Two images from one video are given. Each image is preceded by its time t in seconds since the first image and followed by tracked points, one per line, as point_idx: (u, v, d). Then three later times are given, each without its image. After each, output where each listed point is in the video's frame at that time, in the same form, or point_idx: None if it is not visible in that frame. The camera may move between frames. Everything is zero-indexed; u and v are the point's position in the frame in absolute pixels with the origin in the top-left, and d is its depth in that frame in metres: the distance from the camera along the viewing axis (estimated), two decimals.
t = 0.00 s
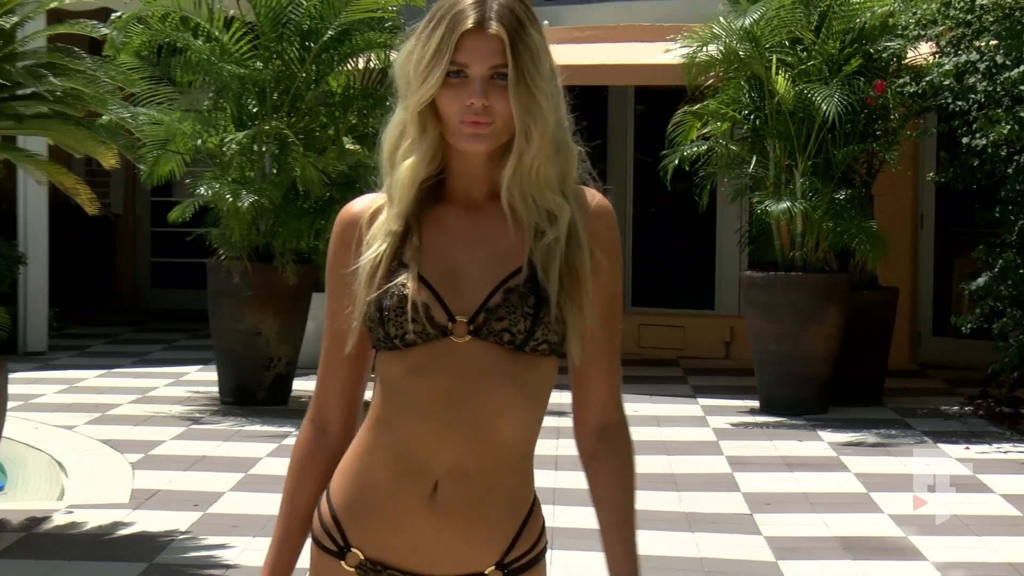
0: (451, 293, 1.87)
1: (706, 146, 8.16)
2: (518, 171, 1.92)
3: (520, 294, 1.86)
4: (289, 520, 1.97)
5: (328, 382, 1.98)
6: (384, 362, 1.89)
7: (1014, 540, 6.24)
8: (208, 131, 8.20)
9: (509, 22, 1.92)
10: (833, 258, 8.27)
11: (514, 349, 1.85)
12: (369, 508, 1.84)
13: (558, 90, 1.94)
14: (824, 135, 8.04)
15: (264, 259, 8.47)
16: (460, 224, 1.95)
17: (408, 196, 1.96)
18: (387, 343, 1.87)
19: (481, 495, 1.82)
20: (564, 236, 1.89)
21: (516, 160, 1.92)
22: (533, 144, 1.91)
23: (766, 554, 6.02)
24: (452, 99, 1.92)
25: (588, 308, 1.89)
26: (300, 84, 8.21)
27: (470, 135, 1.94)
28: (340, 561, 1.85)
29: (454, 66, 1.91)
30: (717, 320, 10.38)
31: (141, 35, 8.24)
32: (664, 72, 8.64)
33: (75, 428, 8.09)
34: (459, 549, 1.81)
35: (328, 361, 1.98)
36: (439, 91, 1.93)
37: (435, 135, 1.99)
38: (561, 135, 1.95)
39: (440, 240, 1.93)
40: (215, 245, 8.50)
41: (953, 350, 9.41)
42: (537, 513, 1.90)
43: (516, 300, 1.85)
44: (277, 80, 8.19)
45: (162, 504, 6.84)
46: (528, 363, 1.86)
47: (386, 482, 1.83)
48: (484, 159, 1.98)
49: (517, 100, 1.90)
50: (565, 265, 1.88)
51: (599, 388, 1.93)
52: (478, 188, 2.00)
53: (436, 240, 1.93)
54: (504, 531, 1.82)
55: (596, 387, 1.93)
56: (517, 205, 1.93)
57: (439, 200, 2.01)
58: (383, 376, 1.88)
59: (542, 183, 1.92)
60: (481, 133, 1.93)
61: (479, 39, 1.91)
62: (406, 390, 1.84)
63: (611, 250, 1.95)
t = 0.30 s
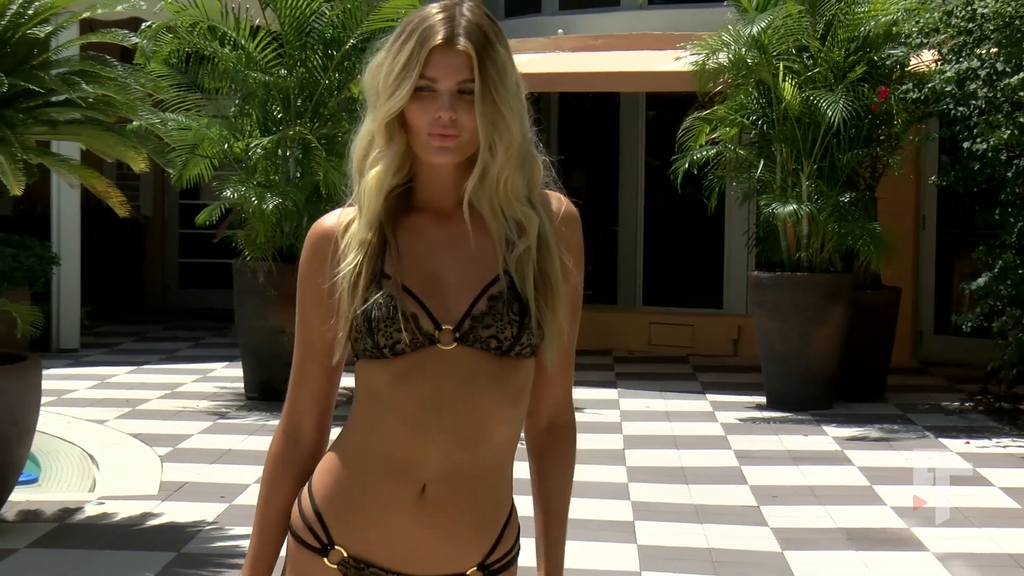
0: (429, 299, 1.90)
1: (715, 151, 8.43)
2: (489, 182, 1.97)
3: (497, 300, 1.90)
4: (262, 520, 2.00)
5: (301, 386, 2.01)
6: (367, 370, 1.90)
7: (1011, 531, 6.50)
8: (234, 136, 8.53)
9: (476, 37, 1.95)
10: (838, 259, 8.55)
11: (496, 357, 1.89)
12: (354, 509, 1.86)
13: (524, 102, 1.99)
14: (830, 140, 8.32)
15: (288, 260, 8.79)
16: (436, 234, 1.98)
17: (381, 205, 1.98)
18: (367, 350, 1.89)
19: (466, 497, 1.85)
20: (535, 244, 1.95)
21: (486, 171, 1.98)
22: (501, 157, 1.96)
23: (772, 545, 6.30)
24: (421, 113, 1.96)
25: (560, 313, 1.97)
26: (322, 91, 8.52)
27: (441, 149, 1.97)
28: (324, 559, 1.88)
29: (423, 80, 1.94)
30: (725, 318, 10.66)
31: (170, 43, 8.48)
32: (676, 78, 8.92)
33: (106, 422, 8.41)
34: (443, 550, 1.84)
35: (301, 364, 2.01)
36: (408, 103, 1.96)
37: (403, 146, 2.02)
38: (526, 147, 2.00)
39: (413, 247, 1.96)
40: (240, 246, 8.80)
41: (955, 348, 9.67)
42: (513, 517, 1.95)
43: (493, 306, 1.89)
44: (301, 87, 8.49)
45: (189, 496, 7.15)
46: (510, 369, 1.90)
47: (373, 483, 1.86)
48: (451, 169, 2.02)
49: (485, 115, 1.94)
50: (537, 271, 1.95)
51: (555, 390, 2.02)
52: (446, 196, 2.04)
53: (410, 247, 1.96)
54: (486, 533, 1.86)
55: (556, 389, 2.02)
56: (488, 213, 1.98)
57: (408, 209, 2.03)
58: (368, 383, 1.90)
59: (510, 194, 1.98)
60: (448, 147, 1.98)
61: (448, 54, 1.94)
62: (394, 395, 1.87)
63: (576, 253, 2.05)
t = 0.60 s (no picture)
0: (438, 297, 1.91)
1: (716, 150, 8.73)
2: (489, 181, 1.99)
3: (507, 298, 1.92)
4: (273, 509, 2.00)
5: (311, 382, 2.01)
6: (382, 370, 1.91)
7: (998, 517, 6.79)
8: (251, 136, 8.83)
9: (463, 37, 1.97)
10: (835, 254, 8.85)
11: (509, 355, 1.91)
12: (376, 501, 1.89)
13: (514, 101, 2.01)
14: (827, 139, 8.60)
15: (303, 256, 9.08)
16: (442, 234, 1.99)
17: (384, 207, 1.98)
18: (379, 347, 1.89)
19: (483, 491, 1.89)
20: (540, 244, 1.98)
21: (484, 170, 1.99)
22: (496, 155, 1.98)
23: (770, 530, 6.59)
24: (413, 112, 1.97)
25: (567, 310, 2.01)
26: (337, 92, 8.81)
27: (437, 149, 1.99)
28: (345, 548, 1.90)
29: (413, 80, 1.96)
30: (726, 311, 10.96)
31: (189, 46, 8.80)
32: (678, 80, 9.21)
33: (128, 411, 8.72)
34: (461, 545, 1.87)
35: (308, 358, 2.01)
36: (400, 104, 1.98)
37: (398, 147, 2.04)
38: (521, 145, 2.02)
39: (419, 248, 1.97)
40: (257, 242, 9.10)
41: (948, 340, 9.98)
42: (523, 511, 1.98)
43: (502, 304, 1.91)
44: (316, 88, 8.78)
45: (207, 483, 7.46)
46: (521, 368, 1.92)
47: (393, 479, 1.88)
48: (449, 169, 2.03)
49: (475, 113, 1.95)
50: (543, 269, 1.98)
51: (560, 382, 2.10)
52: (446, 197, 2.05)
53: (415, 247, 1.97)
54: (503, 530, 1.90)
55: (559, 383, 2.09)
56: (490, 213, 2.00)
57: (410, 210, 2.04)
58: (382, 383, 1.91)
59: (511, 192, 2.01)
60: (441, 146, 1.99)
61: (436, 54, 1.96)
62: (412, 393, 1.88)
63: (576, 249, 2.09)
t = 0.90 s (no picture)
0: (486, 268, 2.08)
1: (712, 136, 8.97)
2: (518, 152, 2.18)
3: (546, 269, 2.15)
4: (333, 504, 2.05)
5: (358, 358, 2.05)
6: (443, 347, 2.05)
7: (982, 492, 7.05)
8: (259, 122, 9.06)
9: (506, 11, 2.13)
10: (827, 237, 9.09)
11: (548, 325, 2.13)
12: (448, 479, 2.05)
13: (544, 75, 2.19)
14: (820, 125, 8.83)
15: (309, 238, 9.32)
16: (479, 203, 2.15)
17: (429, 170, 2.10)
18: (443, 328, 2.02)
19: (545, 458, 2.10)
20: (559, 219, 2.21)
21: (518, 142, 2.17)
22: (529, 125, 2.16)
23: (763, 505, 6.83)
24: (458, 78, 2.10)
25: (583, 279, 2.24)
26: (342, 79, 9.02)
27: (480, 115, 2.13)
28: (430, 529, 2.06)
29: (458, 46, 2.09)
30: (721, 293, 11.14)
31: (197, 34, 9.03)
32: (675, 67, 9.43)
33: (139, 390, 8.96)
34: (531, 508, 2.09)
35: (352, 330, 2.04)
36: (444, 68, 2.10)
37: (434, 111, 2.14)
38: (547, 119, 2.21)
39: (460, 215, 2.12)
40: (264, 225, 9.34)
41: (937, 320, 10.23)
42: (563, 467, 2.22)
43: (543, 273, 2.14)
44: (322, 75, 9.00)
45: (217, 459, 7.70)
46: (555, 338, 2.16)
47: (471, 456, 2.05)
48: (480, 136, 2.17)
49: (519, 86, 2.13)
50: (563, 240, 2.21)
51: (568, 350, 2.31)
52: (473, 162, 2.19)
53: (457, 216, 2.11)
54: (565, 485, 2.14)
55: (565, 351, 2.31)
56: (514, 185, 2.20)
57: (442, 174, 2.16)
58: (450, 365, 2.04)
59: (535, 165, 2.20)
60: (482, 112, 2.13)
61: (484, 23, 2.10)
62: (474, 374, 2.04)
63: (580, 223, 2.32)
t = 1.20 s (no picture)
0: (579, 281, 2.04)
1: (663, 135, 9.15)
2: (562, 165, 2.16)
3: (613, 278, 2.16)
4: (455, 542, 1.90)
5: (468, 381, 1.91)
6: (549, 361, 1.98)
7: (927, 484, 7.20)
8: (217, 120, 9.13)
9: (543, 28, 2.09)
10: (778, 235, 9.28)
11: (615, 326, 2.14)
12: (561, 491, 2.02)
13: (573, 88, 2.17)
14: (770, 125, 9.02)
15: (267, 237, 9.38)
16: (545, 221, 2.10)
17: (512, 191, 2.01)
18: (550, 335, 1.97)
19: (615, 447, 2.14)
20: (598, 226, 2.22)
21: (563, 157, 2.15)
22: (573, 138, 2.15)
23: (712, 498, 6.96)
24: (506, 101, 2.05)
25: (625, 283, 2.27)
26: (300, 78, 9.08)
27: (531, 134, 2.09)
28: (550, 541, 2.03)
29: (505, 71, 2.04)
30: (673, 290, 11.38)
31: (156, 32, 9.10)
32: (628, 67, 9.59)
33: (96, 387, 8.98)
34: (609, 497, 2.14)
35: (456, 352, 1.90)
36: (491, 94, 2.04)
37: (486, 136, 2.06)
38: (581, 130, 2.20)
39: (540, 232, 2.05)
40: (223, 223, 9.41)
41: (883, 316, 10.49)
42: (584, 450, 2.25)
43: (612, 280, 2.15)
44: (280, 74, 9.05)
45: (174, 456, 7.74)
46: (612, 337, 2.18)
47: (577, 462, 2.03)
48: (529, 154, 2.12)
49: (563, 101, 2.10)
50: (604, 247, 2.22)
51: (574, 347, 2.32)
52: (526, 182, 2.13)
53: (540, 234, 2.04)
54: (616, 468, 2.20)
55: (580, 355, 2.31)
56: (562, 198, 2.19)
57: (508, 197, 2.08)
58: (555, 378, 1.98)
59: (577, 176, 2.18)
60: (532, 130, 2.09)
61: (527, 45, 2.05)
62: (576, 378, 2.00)
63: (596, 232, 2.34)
